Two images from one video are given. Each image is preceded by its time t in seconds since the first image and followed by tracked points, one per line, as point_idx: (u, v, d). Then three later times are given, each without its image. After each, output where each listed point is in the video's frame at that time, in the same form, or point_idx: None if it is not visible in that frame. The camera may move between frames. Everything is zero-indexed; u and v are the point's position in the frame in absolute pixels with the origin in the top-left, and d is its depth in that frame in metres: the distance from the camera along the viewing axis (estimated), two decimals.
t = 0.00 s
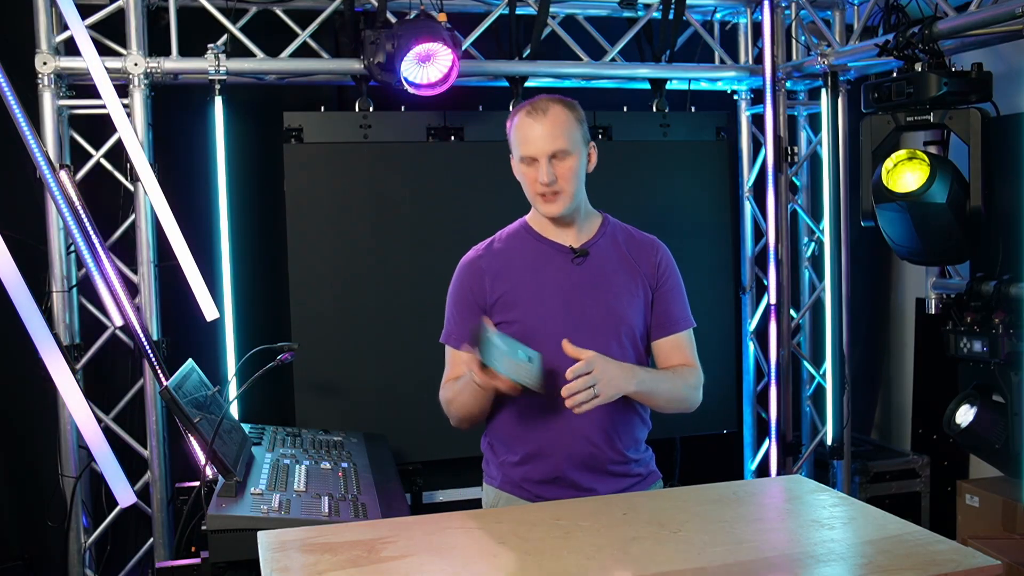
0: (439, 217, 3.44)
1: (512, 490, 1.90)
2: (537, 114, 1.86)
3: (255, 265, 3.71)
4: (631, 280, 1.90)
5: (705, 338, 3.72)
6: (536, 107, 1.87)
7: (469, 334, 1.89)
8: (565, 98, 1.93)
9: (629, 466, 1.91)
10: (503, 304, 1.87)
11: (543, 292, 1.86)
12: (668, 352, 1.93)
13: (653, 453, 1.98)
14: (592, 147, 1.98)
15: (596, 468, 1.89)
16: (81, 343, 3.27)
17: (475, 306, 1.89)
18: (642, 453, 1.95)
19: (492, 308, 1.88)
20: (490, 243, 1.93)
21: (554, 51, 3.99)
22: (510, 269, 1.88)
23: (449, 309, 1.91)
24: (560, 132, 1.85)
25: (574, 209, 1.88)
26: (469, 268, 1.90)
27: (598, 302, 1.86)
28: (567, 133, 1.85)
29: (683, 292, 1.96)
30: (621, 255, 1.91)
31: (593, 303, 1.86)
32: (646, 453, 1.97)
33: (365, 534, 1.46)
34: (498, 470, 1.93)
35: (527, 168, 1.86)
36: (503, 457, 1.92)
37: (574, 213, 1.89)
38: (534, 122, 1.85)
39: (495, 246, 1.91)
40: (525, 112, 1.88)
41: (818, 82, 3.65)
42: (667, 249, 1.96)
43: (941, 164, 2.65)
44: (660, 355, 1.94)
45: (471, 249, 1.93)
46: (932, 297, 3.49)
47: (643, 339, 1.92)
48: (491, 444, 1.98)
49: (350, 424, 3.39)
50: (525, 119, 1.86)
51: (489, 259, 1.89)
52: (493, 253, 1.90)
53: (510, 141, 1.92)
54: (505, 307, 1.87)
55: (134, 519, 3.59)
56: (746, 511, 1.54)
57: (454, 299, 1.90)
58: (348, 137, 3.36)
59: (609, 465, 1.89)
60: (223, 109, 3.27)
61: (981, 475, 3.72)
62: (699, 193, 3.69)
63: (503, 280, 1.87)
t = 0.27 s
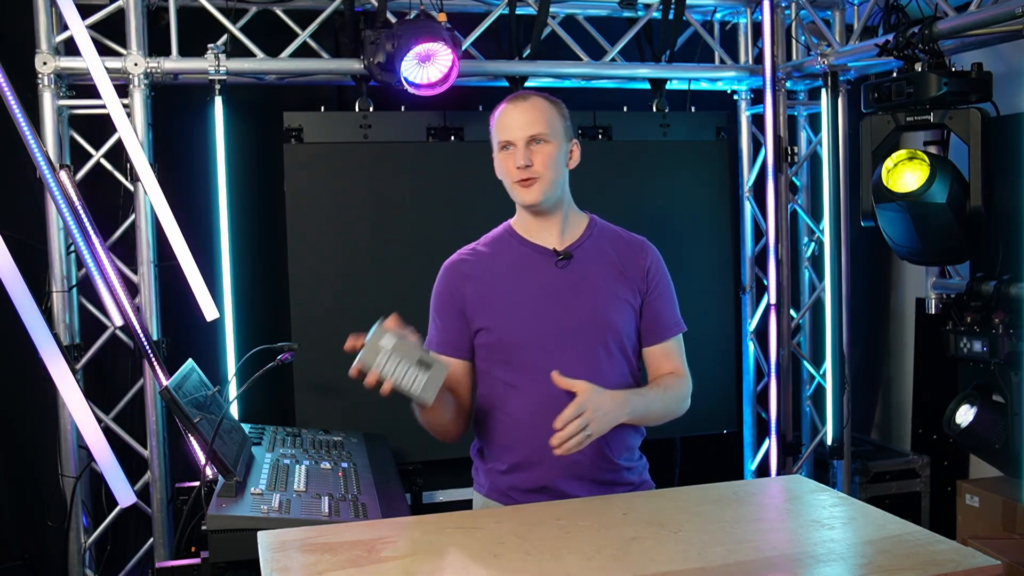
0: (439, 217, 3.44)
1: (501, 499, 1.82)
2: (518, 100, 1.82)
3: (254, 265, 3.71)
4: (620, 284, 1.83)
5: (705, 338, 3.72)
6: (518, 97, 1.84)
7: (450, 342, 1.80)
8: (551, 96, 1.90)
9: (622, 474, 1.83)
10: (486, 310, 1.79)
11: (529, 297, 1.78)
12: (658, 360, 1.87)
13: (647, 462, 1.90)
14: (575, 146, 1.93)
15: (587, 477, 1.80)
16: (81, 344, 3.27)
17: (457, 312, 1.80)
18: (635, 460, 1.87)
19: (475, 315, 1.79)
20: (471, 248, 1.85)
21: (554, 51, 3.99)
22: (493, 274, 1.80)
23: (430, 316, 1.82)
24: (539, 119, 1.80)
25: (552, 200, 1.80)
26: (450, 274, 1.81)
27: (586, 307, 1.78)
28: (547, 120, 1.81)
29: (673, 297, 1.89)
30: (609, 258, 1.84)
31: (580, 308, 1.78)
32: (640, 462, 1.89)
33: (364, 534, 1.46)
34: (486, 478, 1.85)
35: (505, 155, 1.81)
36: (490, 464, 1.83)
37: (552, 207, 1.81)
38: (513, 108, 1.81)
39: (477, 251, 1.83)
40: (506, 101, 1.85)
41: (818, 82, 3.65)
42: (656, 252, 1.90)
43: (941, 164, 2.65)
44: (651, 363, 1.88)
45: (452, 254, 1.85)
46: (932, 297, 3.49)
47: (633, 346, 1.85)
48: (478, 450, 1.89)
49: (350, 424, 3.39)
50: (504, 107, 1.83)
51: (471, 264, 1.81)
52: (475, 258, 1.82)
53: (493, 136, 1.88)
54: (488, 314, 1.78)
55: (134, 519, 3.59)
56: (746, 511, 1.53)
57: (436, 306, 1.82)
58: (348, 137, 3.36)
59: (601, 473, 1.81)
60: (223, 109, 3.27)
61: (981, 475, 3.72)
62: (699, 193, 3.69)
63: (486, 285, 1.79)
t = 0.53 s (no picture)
0: (439, 217, 3.44)
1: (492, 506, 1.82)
2: (498, 101, 1.82)
3: (254, 266, 3.71)
4: (607, 286, 1.81)
5: (705, 337, 3.72)
6: (498, 97, 1.83)
7: (437, 348, 1.81)
8: (533, 96, 1.89)
9: (614, 478, 1.83)
10: (472, 316, 1.79)
11: (514, 301, 1.78)
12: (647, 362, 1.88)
13: (638, 465, 1.90)
14: (557, 144, 1.92)
15: (578, 481, 1.79)
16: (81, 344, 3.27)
17: (444, 318, 1.81)
18: (626, 464, 1.87)
19: (461, 321, 1.79)
20: (456, 253, 1.84)
21: (554, 52, 3.99)
22: (478, 279, 1.79)
23: (417, 323, 1.83)
24: (520, 118, 1.79)
25: (537, 200, 1.79)
26: (435, 280, 1.81)
27: (572, 310, 1.77)
28: (529, 119, 1.80)
29: (661, 297, 1.88)
30: (595, 260, 1.83)
31: (567, 311, 1.77)
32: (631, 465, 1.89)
33: (364, 534, 1.46)
34: (476, 483, 1.84)
35: (487, 155, 1.80)
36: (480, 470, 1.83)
37: (537, 207, 1.80)
38: (494, 108, 1.81)
39: (462, 256, 1.83)
40: (487, 101, 1.84)
41: (818, 82, 3.65)
42: (644, 252, 1.89)
43: (941, 164, 2.65)
44: (641, 365, 1.89)
45: (437, 259, 1.85)
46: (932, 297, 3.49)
47: (621, 348, 1.84)
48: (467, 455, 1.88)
49: (350, 424, 3.39)
50: (484, 107, 1.82)
51: (456, 270, 1.81)
52: (460, 263, 1.81)
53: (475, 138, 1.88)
54: (474, 320, 1.78)
55: (134, 519, 3.59)
56: (746, 511, 1.54)
57: (421, 313, 1.82)
58: (348, 137, 3.36)
59: (591, 478, 1.80)
60: (223, 109, 3.27)
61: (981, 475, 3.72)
62: (699, 193, 3.69)
63: (471, 290, 1.79)
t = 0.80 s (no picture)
0: (439, 217, 3.44)
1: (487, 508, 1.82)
2: (487, 102, 1.79)
3: (254, 266, 3.71)
4: (598, 287, 1.80)
5: (705, 337, 3.72)
6: (486, 97, 1.81)
7: (429, 354, 1.82)
8: (520, 96, 1.88)
9: (610, 479, 1.83)
10: (463, 320, 1.78)
11: (504, 305, 1.77)
12: (638, 363, 1.87)
13: (633, 464, 1.89)
14: (545, 143, 1.91)
15: (574, 483, 1.80)
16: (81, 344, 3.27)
17: (435, 324, 1.81)
18: (621, 465, 1.86)
19: (452, 326, 1.80)
20: (446, 256, 1.84)
21: (554, 51, 3.99)
22: (469, 283, 1.78)
23: (408, 329, 1.84)
24: (510, 119, 1.78)
25: (528, 203, 1.77)
26: (425, 286, 1.81)
27: (563, 313, 1.76)
28: (518, 120, 1.79)
29: (652, 296, 1.87)
30: (585, 260, 1.81)
31: (558, 314, 1.76)
32: (627, 466, 1.88)
33: (364, 534, 1.46)
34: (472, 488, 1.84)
35: (478, 158, 1.78)
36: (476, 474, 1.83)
37: (529, 209, 1.78)
38: (483, 110, 1.78)
39: (451, 260, 1.82)
40: (475, 102, 1.81)
41: (818, 82, 3.65)
42: (634, 250, 1.87)
43: (941, 164, 2.65)
44: (632, 368, 1.88)
45: (427, 264, 1.84)
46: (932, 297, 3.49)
47: (613, 348, 1.83)
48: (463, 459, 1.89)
49: (350, 424, 3.39)
50: (471, 109, 1.80)
51: (446, 274, 1.80)
52: (450, 267, 1.80)
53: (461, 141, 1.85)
54: (465, 325, 1.78)
55: (134, 519, 3.59)
56: (746, 511, 1.54)
57: (412, 319, 1.83)
58: (348, 137, 3.36)
59: (587, 479, 1.80)
60: (223, 109, 3.27)
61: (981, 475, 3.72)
62: (699, 193, 3.69)
63: (461, 295, 1.78)
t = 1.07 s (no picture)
0: (439, 217, 3.43)
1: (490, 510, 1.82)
2: (476, 104, 1.80)
3: (254, 265, 3.71)
4: (593, 285, 1.80)
5: (705, 337, 3.72)
6: (475, 100, 1.82)
7: (425, 358, 1.82)
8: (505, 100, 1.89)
9: (611, 477, 1.82)
10: (459, 324, 1.77)
11: (500, 307, 1.76)
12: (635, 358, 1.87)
13: (633, 460, 1.89)
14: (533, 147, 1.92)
15: (575, 482, 1.80)
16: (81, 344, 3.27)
17: (432, 328, 1.80)
18: (621, 462, 1.86)
19: (449, 329, 1.78)
20: (439, 260, 1.82)
21: (554, 51, 3.99)
22: (464, 286, 1.77)
23: (403, 334, 1.82)
24: (501, 119, 1.79)
25: (525, 201, 1.77)
26: (419, 290, 1.80)
27: (559, 313, 1.76)
28: (508, 121, 1.80)
29: (647, 292, 1.87)
30: (579, 259, 1.81)
31: (554, 315, 1.76)
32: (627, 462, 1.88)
33: (364, 534, 1.46)
34: (474, 490, 1.84)
35: (471, 159, 1.77)
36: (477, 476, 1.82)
37: (525, 208, 1.78)
38: (473, 112, 1.80)
39: (445, 263, 1.81)
40: (463, 106, 1.82)
41: (818, 82, 3.65)
42: (626, 247, 1.87)
43: (941, 164, 2.65)
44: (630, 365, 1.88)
45: (421, 268, 1.82)
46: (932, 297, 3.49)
47: (609, 345, 1.82)
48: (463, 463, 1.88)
49: (350, 424, 3.39)
50: (461, 111, 1.81)
51: (441, 278, 1.79)
52: (444, 271, 1.79)
53: (450, 146, 1.85)
54: (462, 328, 1.77)
55: (134, 519, 3.59)
56: (746, 511, 1.54)
57: (407, 324, 1.81)
58: (348, 137, 3.36)
59: (588, 478, 1.80)
60: (223, 109, 3.27)
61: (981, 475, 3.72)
62: (699, 193, 3.69)
63: (457, 299, 1.77)
